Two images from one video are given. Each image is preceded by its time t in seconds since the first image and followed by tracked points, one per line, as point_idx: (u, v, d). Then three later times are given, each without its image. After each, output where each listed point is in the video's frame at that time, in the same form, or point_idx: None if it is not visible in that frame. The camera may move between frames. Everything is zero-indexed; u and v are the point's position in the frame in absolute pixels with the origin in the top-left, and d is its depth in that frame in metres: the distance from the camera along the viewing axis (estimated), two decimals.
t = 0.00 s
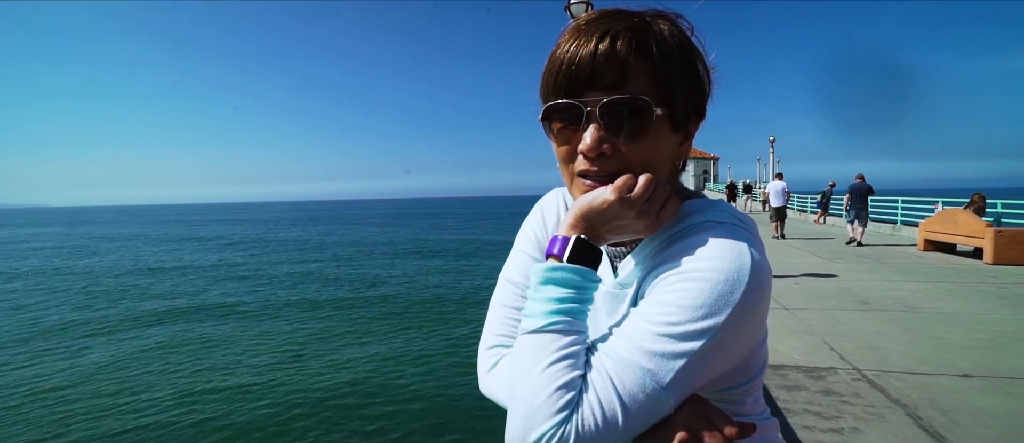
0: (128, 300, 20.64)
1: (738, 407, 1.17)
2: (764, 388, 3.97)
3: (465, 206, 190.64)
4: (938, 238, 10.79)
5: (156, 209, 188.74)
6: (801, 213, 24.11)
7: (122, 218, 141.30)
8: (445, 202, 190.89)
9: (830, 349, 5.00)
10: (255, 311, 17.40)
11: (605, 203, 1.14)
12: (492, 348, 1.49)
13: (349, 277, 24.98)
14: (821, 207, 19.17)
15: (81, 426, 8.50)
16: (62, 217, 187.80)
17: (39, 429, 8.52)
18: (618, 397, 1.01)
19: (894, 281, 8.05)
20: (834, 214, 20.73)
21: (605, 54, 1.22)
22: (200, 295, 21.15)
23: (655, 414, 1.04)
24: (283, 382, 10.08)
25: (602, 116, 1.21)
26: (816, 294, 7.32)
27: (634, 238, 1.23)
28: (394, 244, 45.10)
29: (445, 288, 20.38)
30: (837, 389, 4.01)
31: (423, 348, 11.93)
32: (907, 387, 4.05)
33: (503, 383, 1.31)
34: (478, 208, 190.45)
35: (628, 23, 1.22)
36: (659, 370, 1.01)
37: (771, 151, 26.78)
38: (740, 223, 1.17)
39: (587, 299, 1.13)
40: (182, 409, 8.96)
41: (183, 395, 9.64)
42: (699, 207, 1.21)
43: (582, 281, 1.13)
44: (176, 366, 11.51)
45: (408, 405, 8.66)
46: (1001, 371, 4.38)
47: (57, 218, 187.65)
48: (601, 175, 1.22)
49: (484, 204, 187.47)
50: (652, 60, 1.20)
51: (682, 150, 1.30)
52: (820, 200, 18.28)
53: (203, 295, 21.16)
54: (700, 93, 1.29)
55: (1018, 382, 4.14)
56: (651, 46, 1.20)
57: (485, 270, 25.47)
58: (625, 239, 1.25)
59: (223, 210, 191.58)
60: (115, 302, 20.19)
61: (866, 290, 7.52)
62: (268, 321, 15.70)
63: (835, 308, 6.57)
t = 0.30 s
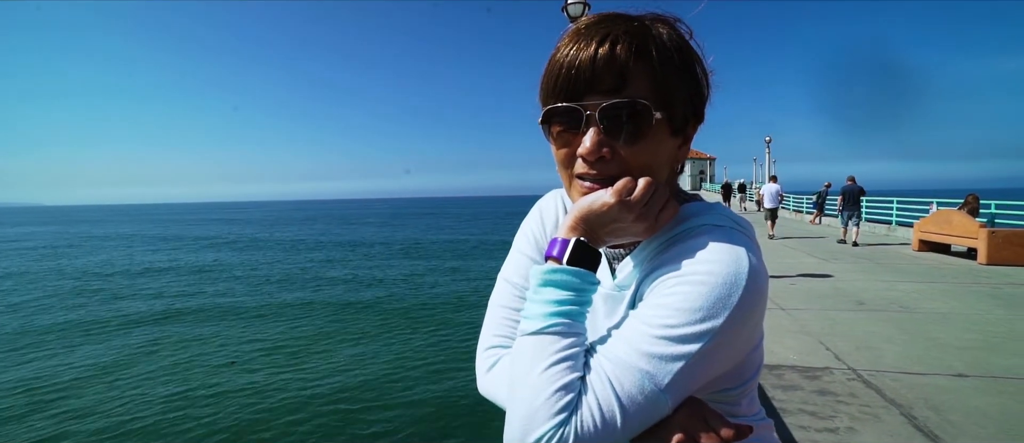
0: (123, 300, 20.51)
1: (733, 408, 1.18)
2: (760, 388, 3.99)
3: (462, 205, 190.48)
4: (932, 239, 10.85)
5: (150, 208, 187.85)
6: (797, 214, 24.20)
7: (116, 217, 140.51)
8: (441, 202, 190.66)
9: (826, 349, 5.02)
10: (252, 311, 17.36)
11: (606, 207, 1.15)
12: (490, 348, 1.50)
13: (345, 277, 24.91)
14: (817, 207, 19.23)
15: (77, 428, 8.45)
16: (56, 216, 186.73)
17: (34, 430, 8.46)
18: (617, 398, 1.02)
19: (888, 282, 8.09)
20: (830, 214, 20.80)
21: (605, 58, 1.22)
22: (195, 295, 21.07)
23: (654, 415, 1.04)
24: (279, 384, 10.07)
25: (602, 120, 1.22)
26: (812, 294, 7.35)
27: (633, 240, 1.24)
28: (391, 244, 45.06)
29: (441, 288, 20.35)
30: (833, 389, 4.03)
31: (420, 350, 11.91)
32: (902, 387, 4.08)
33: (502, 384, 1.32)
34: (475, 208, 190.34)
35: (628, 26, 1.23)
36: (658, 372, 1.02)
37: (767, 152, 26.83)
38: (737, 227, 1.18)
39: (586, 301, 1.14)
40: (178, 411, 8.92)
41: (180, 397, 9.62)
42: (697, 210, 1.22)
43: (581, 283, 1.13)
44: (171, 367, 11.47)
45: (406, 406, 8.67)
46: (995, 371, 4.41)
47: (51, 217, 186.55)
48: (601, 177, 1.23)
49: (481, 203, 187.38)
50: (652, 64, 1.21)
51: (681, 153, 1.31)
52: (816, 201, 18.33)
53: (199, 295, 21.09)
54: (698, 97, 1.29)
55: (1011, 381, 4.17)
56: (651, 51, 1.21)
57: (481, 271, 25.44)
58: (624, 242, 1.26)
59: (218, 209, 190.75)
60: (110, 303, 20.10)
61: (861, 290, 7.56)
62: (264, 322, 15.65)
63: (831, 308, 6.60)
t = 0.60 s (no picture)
0: (117, 300, 20.41)
1: (729, 411, 1.18)
2: (756, 388, 4.00)
3: (458, 205, 190.32)
4: (927, 240, 10.91)
5: (145, 207, 187.00)
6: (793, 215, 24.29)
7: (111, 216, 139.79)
8: (438, 202, 190.44)
9: (821, 349, 5.04)
10: (247, 312, 17.30)
11: (603, 208, 1.15)
12: (487, 349, 1.50)
13: (341, 278, 24.87)
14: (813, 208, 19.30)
15: (73, 430, 8.40)
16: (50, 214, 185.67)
17: (30, 432, 8.40)
18: (612, 401, 1.02)
19: (884, 283, 8.12)
20: (826, 216, 20.87)
21: (602, 59, 1.22)
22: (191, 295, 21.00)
23: (649, 418, 1.04)
24: (274, 385, 10.04)
25: (599, 121, 1.22)
26: (808, 295, 7.36)
27: (630, 242, 1.24)
28: (387, 244, 45.01)
29: (438, 289, 20.32)
30: (828, 390, 4.04)
31: (416, 351, 11.88)
32: (896, 388, 4.09)
33: (499, 386, 1.31)
34: (472, 208, 190.21)
35: (625, 27, 1.22)
36: (654, 375, 1.02)
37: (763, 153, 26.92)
38: (734, 229, 1.18)
39: (582, 304, 1.13)
40: (177, 413, 8.89)
41: (174, 398, 9.59)
42: (695, 212, 1.22)
43: (578, 285, 1.13)
44: (166, 368, 11.43)
45: (403, 407, 8.66)
46: (988, 372, 4.44)
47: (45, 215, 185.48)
48: (598, 178, 1.23)
49: (478, 203, 187.28)
50: (648, 65, 1.21)
51: (678, 155, 1.31)
52: (811, 202, 18.40)
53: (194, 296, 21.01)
54: (696, 98, 1.29)
55: (1005, 382, 4.19)
56: (648, 52, 1.20)
57: (478, 271, 25.41)
58: (621, 243, 1.26)
59: (214, 208, 190.01)
60: (104, 303, 19.98)
61: (857, 291, 7.59)
62: (260, 322, 15.61)
63: (826, 309, 6.62)
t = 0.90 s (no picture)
0: (110, 301, 20.29)
1: (722, 412, 1.19)
2: (750, 389, 4.02)
3: (454, 205, 190.20)
4: (919, 242, 10.99)
5: (139, 207, 185.97)
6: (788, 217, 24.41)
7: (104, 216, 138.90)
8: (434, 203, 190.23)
9: (815, 350, 5.07)
10: (242, 313, 17.25)
11: (598, 210, 1.15)
12: (482, 350, 1.50)
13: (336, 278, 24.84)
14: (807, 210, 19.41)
15: (63, 434, 8.31)
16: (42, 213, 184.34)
17: (19, 437, 8.29)
18: (607, 403, 1.03)
19: (877, 284, 8.17)
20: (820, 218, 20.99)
21: (599, 63, 1.23)
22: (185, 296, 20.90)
23: (642, 418, 1.05)
24: (269, 386, 10.01)
25: (595, 124, 1.22)
26: (802, 297, 7.41)
27: (625, 244, 1.25)
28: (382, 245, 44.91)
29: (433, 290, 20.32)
30: (821, 390, 4.06)
31: (411, 352, 11.88)
32: (888, 389, 4.12)
33: (493, 387, 1.32)
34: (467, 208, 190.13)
35: (622, 31, 1.23)
36: (648, 376, 1.03)
37: (758, 155, 27.06)
38: (729, 232, 1.19)
39: (578, 305, 1.14)
40: (169, 416, 8.81)
41: (168, 399, 9.56)
42: (690, 215, 1.23)
43: (573, 287, 1.14)
44: (160, 370, 11.39)
45: (398, 409, 8.64)
46: (979, 373, 4.47)
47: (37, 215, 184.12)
48: (594, 180, 1.23)
49: (473, 204, 187.22)
50: (645, 68, 1.22)
51: (674, 158, 1.32)
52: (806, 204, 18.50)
53: (187, 296, 20.87)
54: (691, 101, 1.30)
55: (996, 384, 4.22)
56: (644, 56, 1.21)
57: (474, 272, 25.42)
58: (615, 246, 1.27)
59: (208, 208, 189.11)
60: (97, 303, 19.85)
61: (851, 293, 7.64)
62: (256, 323, 15.58)
63: (820, 310, 6.66)
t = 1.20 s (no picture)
0: (108, 301, 20.27)
1: (721, 413, 1.19)
2: (749, 391, 4.02)
3: (453, 206, 190.13)
4: (918, 244, 11.01)
5: (137, 206, 185.77)
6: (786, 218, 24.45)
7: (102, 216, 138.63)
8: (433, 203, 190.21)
9: (813, 353, 5.07)
10: (241, 314, 17.23)
11: (595, 211, 1.15)
12: (480, 352, 1.50)
13: (334, 279, 24.82)
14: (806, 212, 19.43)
15: (62, 435, 8.32)
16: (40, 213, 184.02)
17: (16, 439, 8.25)
18: (604, 404, 1.03)
19: (876, 287, 8.18)
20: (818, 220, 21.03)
21: (594, 66, 1.23)
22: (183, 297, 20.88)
23: (641, 418, 1.05)
24: (267, 387, 10.02)
25: (591, 126, 1.22)
26: (801, 299, 7.42)
27: (622, 245, 1.25)
28: (381, 246, 44.87)
29: (432, 291, 20.30)
30: (819, 393, 4.07)
31: (410, 353, 11.86)
32: (886, 392, 4.12)
33: (492, 389, 1.32)
34: (467, 209, 190.10)
35: (616, 34, 1.24)
36: (645, 377, 1.03)
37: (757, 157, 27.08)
38: (726, 232, 1.19)
39: (574, 306, 1.14)
40: (167, 417, 8.79)
41: (165, 400, 9.57)
42: (689, 214, 1.23)
43: (571, 288, 1.14)
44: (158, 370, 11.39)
45: (396, 410, 8.64)
46: (977, 376, 4.48)
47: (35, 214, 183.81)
48: (591, 182, 1.24)
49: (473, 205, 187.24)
50: (639, 71, 1.22)
51: (670, 160, 1.32)
52: (804, 206, 18.55)
53: (185, 297, 20.83)
54: (686, 103, 1.30)
55: (995, 387, 4.23)
56: (639, 58, 1.21)
57: (472, 273, 25.40)
58: (613, 247, 1.27)
59: (207, 208, 188.91)
60: (94, 304, 19.78)
61: (849, 295, 7.65)
62: (254, 324, 15.56)
63: (819, 312, 6.66)
